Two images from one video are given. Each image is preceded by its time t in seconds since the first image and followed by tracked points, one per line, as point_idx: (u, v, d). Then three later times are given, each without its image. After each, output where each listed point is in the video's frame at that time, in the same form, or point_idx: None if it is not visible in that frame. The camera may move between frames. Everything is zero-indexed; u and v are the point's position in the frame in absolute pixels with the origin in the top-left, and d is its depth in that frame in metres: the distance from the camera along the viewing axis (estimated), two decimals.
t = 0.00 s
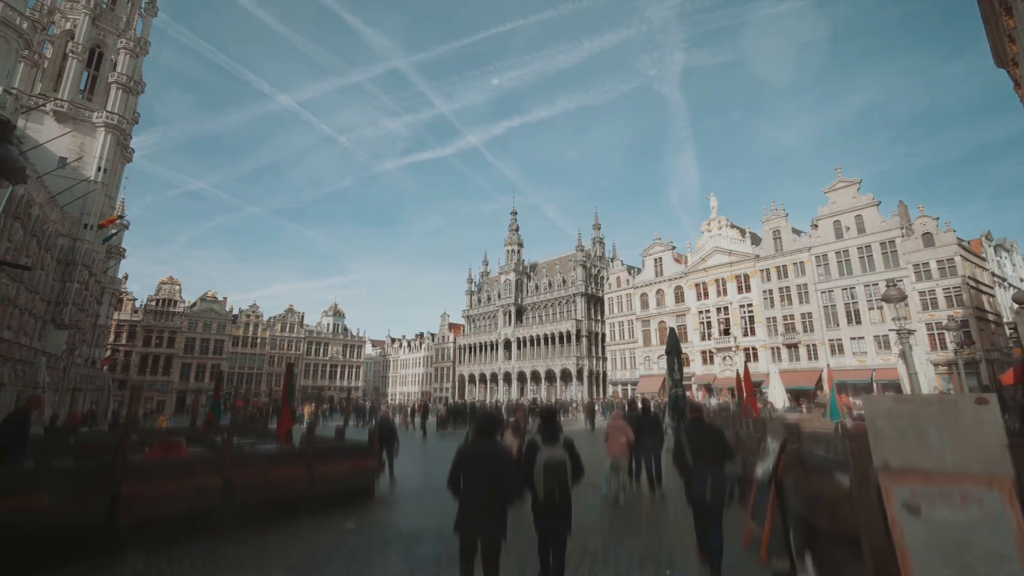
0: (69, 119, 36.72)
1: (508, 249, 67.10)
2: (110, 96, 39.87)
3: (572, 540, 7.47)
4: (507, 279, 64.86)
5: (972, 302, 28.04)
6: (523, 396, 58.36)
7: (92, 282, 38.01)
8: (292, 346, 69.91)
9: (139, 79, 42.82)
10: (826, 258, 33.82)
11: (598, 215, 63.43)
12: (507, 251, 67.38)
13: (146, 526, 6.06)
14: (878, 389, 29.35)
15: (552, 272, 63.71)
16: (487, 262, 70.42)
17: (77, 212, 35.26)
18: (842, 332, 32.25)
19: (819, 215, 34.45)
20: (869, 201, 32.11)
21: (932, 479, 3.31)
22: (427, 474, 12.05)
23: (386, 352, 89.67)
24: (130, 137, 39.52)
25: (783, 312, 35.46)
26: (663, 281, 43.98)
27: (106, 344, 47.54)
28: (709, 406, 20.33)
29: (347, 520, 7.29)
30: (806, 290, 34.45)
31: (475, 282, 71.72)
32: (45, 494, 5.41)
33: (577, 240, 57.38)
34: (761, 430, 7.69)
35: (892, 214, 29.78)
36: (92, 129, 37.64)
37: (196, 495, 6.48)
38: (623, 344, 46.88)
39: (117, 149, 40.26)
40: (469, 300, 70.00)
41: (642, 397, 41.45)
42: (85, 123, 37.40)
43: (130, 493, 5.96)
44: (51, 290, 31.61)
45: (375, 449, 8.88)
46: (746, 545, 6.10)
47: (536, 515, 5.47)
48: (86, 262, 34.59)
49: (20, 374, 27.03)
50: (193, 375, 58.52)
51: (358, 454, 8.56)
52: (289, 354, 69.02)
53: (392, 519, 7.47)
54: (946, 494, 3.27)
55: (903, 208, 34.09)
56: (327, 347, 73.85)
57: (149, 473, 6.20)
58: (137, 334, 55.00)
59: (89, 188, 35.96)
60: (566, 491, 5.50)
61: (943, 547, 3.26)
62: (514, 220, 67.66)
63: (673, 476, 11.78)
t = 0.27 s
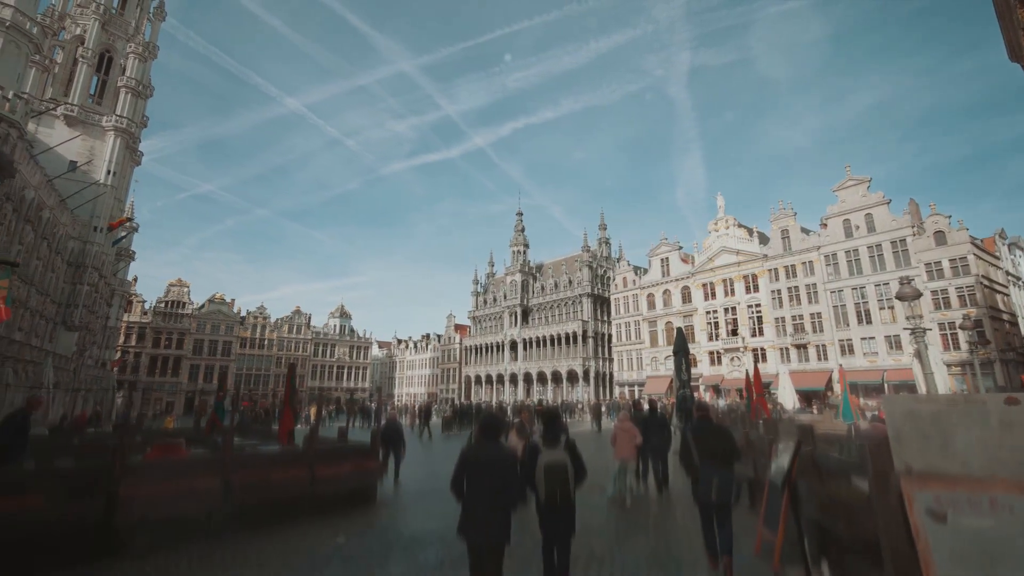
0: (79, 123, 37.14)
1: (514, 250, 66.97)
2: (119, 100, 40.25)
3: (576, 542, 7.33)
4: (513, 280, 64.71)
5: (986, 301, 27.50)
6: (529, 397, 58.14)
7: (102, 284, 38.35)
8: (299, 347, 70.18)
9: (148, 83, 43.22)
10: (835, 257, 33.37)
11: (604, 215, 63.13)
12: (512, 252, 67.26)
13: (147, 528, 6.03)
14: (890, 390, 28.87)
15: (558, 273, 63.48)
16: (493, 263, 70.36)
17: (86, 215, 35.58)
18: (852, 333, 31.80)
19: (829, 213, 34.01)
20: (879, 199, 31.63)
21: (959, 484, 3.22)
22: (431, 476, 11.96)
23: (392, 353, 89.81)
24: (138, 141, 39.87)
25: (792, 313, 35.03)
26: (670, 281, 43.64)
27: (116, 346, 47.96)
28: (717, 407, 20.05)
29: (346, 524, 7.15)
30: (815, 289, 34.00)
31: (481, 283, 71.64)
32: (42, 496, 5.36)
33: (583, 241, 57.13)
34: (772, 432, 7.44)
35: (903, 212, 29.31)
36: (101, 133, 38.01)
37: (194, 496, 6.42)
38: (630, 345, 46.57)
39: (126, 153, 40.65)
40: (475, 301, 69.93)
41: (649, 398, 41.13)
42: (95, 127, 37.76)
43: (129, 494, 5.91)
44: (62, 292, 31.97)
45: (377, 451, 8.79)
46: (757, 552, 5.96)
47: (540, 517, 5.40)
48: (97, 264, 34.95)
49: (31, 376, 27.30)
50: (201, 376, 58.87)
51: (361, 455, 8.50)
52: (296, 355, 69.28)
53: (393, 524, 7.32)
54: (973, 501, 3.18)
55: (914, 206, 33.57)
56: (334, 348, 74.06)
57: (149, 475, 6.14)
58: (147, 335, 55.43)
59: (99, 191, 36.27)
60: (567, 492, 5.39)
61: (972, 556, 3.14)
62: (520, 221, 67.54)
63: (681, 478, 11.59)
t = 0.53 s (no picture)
0: (90, 127, 37.52)
1: (520, 250, 66.83)
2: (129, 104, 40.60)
3: (582, 545, 7.23)
4: (519, 280, 64.53)
5: (1001, 301, 26.93)
6: (536, 398, 57.96)
7: (112, 287, 38.69)
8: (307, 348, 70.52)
9: (157, 86, 43.58)
10: (846, 256, 32.89)
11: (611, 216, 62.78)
12: (519, 253, 67.14)
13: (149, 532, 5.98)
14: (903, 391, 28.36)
15: (565, 273, 63.25)
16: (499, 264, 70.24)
17: (97, 218, 35.90)
18: (863, 333, 31.33)
19: (839, 212, 33.53)
20: (891, 197, 31.09)
21: (985, 492, 3.15)
22: (434, 478, 11.88)
23: (399, 354, 89.98)
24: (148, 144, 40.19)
25: (802, 313, 34.58)
26: (677, 281, 43.30)
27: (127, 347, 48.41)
28: (727, 408, 19.79)
29: (348, 525, 7.08)
30: (825, 289, 33.55)
31: (487, 284, 71.58)
32: (40, 498, 5.31)
33: (590, 241, 56.87)
34: (784, 434, 7.24)
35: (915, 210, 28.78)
36: (111, 137, 38.33)
37: (194, 499, 6.39)
38: (637, 346, 46.25)
39: (136, 156, 41.01)
40: (482, 302, 69.88)
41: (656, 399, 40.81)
42: (105, 131, 38.13)
43: (127, 497, 5.84)
44: (73, 294, 32.32)
45: (380, 451, 8.79)
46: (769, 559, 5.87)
47: (544, 519, 5.56)
48: (107, 266, 35.28)
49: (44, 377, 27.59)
50: (210, 377, 59.28)
51: (363, 456, 8.47)
52: (304, 357, 69.57)
53: (395, 524, 7.31)
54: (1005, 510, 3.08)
55: (927, 204, 32.98)
56: (341, 349, 74.29)
57: (149, 477, 6.10)
58: (157, 337, 55.91)
59: (108, 194, 36.58)
60: (568, 492, 5.60)
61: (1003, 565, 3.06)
62: (526, 221, 67.41)
63: (687, 478, 11.46)
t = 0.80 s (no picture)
0: (101, 132, 37.98)
1: (527, 251, 66.69)
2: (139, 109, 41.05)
3: (586, 546, 7.14)
4: (526, 281, 64.37)
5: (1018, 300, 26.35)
6: (543, 399, 57.73)
7: (123, 289, 39.10)
8: (315, 350, 70.86)
9: (166, 90, 44.03)
10: (857, 255, 32.40)
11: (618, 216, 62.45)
12: (525, 254, 66.99)
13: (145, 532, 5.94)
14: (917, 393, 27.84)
15: (571, 274, 62.99)
16: (505, 265, 70.16)
17: (108, 221, 36.32)
18: (875, 333, 30.81)
19: (849, 210, 33.05)
20: (903, 195, 30.58)
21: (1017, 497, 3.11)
22: (439, 480, 11.80)
23: (406, 356, 90.17)
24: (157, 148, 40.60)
25: (812, 313, 34.12)
26: (685, 281, 42.91)
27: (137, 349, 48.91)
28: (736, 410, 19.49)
29: (350, 527, 7.03)
30: (836, 289, 33.07)
31: (494, 285, 71.50)
32: (33, 500, 5.30)
33: (596, 241, 56.60)
34: (797, 436, 7.07)
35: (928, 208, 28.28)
36: (122, 140, 38.78)
37: (196, 500, 6.34)
38: (645, 346, 45.91)
39: (146, 160, 41.45)
40: (488, 303, 69.80)
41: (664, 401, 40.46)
42: (116, 135, 38.59)
43: (122, 497, 5.80)
44: (85, 296, 32.72)
45: (382, 453, 8.72)
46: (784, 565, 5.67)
47: (547, 519, 5.47)
48: (118, 269, 35.66)
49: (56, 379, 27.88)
50: (220, 379, 59.74)
51: (364, 459, 8.37)
52: (312, 358, 69.92)
53: (398, 527, 7.24)
54: None
55: (940, 202, 32.40)
56: (349, 351, 74.58)
57: (145, 477, 6.06)
58: (167, 339, 56.45)
59: (119, 198, 36.98)
60: (571, 493, 5.51)
61: None
62: (533, 222, 67.23)
63: (694, 480, 11.30)
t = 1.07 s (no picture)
0: (111, 135, 38.34)
1: (533, 252, 66.56)
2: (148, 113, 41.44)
3: (591, 548, 7.04)
4: (532, 282, 64.22)
5: None
6: (549, 400, 57.53)
7: (133, 291, 39.49)
8: (322, 351, 71.13)
9: (175, 94, 44.44)
10: (867, 254, 31.96)
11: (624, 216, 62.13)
12: (531, 254, 66.85)
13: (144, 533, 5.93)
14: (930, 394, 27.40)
15: (578, 274, 62.76)
16: (511, 266, 70.07)
17: (118, 224, 36.68)
18: (886, 333, 30.34)
19: (859, 209, 32.61)
20: (914, 193, 30.13)
21: None
22: (442, 481, 11.72)
23: (413, 357, 90.31)
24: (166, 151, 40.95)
25: (821, 312, 33.71)
26: (692, 281, 42.55)
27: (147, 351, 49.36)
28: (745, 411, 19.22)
29: (353, 528, 6.99)
30: (846, 288, 32.64)
31: (500, 286, 71.41)
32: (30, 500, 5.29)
33: (603, 242, 56.33)
34: (808, 437, 6.92)
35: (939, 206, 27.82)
36: (132, 144, 39.20)
37: (195, 500, 6.32)
38: (652, 347, 45.60)
39: (155, 163, 41.83)
40: (494, 304, 69.72)
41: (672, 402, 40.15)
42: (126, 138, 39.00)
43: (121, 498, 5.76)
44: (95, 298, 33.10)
45: (385, 453, 8.68)
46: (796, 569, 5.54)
47: (550, 520, 5.39)
48: (128, 271, 36.03)
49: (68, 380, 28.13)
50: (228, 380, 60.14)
51: (367, 460, 8.32)
52: (319, 359, 70.19)
53: (401, 527, 7.19)
54: None
55: (952, 199, 31.89)
56: (355, 352, 74.81)
57: (144, 477, 6.02)
58: (176, 340, 56.93)
59: (129, 201, 37.35)
60: (575, 493, 5.42)
61: None
62: (539, 223, 67.07)
63: (701, 482, 11.15)
